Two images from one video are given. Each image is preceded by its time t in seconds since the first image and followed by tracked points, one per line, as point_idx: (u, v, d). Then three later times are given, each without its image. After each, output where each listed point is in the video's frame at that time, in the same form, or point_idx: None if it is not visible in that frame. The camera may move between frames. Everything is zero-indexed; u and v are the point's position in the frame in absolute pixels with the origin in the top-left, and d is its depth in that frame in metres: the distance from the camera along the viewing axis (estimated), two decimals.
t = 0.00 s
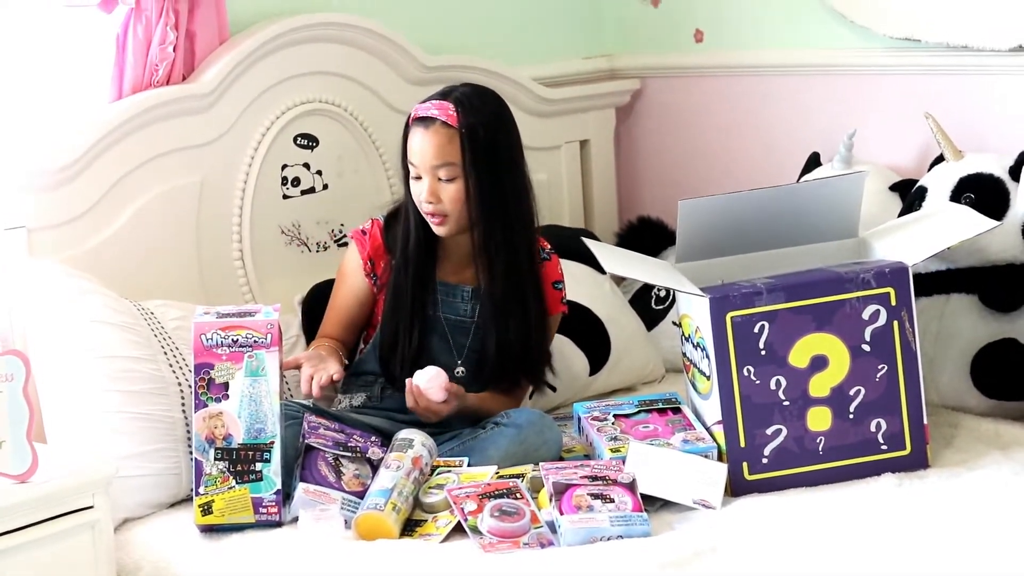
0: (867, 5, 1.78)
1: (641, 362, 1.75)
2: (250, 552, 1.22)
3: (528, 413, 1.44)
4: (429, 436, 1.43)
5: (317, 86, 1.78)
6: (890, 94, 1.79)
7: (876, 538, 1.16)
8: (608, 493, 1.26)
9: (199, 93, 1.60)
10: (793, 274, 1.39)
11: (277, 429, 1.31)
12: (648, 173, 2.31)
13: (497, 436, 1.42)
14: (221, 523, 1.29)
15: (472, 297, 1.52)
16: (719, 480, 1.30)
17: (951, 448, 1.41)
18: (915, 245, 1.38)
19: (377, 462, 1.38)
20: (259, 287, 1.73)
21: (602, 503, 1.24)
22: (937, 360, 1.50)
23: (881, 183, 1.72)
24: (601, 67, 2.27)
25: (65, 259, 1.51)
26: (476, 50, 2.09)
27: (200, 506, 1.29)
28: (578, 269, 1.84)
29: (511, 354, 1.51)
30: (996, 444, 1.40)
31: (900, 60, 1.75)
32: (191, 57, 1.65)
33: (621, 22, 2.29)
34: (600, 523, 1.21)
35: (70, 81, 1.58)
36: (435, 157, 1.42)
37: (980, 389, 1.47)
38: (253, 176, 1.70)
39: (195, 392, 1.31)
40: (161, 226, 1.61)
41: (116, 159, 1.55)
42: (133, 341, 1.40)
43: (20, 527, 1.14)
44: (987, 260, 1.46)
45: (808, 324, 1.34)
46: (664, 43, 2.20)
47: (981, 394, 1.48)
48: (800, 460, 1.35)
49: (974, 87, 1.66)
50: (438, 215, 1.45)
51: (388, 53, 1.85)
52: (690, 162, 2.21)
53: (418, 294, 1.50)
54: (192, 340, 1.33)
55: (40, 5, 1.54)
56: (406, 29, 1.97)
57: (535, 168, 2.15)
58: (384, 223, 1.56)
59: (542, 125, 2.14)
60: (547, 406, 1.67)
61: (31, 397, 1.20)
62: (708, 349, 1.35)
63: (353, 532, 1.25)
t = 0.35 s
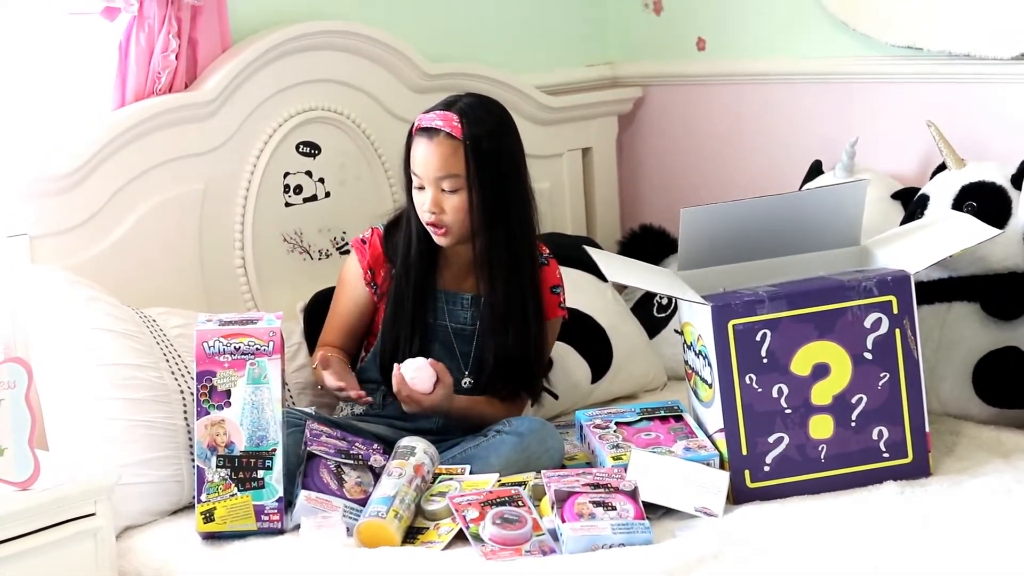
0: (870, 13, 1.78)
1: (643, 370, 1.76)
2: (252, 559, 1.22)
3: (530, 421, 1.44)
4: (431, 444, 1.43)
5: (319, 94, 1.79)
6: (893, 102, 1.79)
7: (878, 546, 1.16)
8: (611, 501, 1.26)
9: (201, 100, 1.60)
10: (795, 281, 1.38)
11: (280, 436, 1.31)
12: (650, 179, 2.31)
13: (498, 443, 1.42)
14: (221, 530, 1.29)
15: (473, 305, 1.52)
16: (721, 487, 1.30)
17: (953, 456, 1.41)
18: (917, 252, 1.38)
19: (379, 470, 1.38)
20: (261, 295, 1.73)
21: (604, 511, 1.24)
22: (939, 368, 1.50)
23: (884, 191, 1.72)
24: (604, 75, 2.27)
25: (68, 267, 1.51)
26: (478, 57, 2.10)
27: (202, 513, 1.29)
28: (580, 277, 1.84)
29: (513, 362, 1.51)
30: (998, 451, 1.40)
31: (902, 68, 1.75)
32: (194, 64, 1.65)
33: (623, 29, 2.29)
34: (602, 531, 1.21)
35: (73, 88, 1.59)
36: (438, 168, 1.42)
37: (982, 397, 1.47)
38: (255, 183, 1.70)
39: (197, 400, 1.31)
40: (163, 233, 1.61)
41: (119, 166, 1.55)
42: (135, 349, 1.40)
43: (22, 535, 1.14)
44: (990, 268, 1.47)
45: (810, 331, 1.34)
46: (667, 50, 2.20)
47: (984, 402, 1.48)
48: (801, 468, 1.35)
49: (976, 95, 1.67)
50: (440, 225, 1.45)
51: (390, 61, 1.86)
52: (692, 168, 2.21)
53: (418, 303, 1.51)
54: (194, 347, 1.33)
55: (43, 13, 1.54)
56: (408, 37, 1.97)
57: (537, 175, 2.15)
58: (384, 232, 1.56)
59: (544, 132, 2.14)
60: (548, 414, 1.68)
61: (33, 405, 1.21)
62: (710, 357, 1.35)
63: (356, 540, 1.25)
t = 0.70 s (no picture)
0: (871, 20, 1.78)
1: (644, 377, 1.75)
2: (253, 566, 1.22)
3: (531, 427, 1.44)
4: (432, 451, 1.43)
5: (320, 100, 1.79)
6: (894, 109, 1.79)
7: (879, 553, 1.16)
8: (612, 507, 1.26)
9: (203, 106, 1.60)
10: (796, 288, 1.39)
11: (280, 443, 1.31)
12: (652, 185, 2.31)
13: (500, 450, 1.42)
14: (223, 537, 1.29)
15: (473, 312, 1.53)
16: (722, 493, 1.30)
17: (954, 463, 1.41)
18: (917, 259, 1.38)
19: (381, 476, 1.37)
20: (263, 301, 1.73)
21: (605, 518, 1.24)
22: (940, 375, 1.50)
23: (885, 198, 1.72)
24: (605, 81, 2.27)
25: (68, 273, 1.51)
26: (479, 62, 2.10)
27: (203, 520, 1.29)
28: (581, 283, 1.84)
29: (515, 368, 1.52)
30: (999, 459, 1.40)
31: (904, 75, 1.75)
32: (195, 71, 1.66)
33: (624, 35, 2.29)
34: (603, 537, 1.21)
35: (75, 95, 1.59)
36: (453, 162, 1.42)
37: (984, 405, 1.47)
38: (256, 189, 1.70)
39: (198, 406, 1.31)
40: (165, 239, 1.61)
41: (120, 172, 1.55)
42: (137, 354, 1.40)
43: (22, 541, 1.14)
44: (991, 276, 1.47)
45: (811, 338, 1.34)
46: (668, 56, 2.20)
47: (985, 409, 1.48)
48: (802, 475, 1.35)
49: (977, 103, 1.67)
50: (450, 221, 1.43)
51: (391, 67, 1.86)
52: (693, 174, 2.21)
53: (418, 313, 1.50)
54: (196, 353, 1.33)
55: (45, 19, 1.55)
56: (410, 43, 1.97)
57: (539, 180, 2.15)
58: (376, 245, 1.55)
59: (545, 136, 2.14)
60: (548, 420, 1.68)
61: (35, 411, 1.21)
62: (711, 364, 1.35)
63: (356, 546, 1.25)
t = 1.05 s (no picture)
0: (871, 30, 1.78)
1: (645, 386, 1.75)
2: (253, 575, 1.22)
3: (531, 435, 1.44)
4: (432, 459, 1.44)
5: (322, 108, 1.79)
6: (894, 119, 1.79)
7: (879, 562, 1.16)
8: (612, 516, 1.26)
9: (204, 115, 1.60)
10: (797, 297, 1.39)
11: (280, 451, 1.31)
12: (652, 192, 2.31)
13: (500, 458, 1.42)
14: (223, 545, 1.29)
15: (468, 314, 1.53)
16: (722, 503, 1.30)
17: (954, 472, 1.41)
18: (918, 268, 1.38)
19: (380, 485, 1.37)
20: (263, 310, 1.73)
21: (605, 527, 1.24)
22: (940, 385, 1.51)
23: (886, 208, 1.72)
24: (606, 90, 2.28)
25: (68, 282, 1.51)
26: (480, 70, 2.10)
27: (203, 528, 1.28)
28: (581, 291, 1.84)
29: (515, 367, 1.53)
30: (999, 468, 1.39)
31: (904, 84, 1.75)
32: (196, 79, 1.66)
33: (624, 42, 2.29)
34: (603, 546, 1.20)
35: (75, 104, 1.59)
36: (456, 164, 1.45)
37: (984, 414, 1.47)
38: (257, 197, 1.71)
39: (198, 415, 1.31)
40: (165, 247, 1.61)
41: (120, 181, 1.55)
42: (137, 363, 1.40)
43: (23, 550, 1.14)
44: (992, 285, 1.47)
45: (811, 347, 1.34)
46: (669, 64, 2.21)
47: (986, 419, 1.48)
48: (803, 484, 1.34)
49: (977, 112, 1.67)
50: (455, 224, 1.44)
51: (392, 76, 1.85)
52: (693, 181, 2.21)
53: (418, 321, 1.49)
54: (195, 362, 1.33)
55: (46, 28, 1.55)
56: (411, 52, 1.97)
57: (539, 187, 2.15)
58: (361, 257, 1.53)
59: (546, 143, 2.14)
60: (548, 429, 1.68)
61: (35, 420, 1.21)
62: (711, 373, 1.35)
63: (357, 556, 1.25)
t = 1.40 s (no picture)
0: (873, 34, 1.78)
1: (647, 390, 1.75)
2: None
3: (532, 438, 1.44)
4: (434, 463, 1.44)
5: (324, 112, 1.79)
6: (896, 123, 1.80)
7: (881, 565, 1.16)
8: (614, 519, 1.26)
9: (206, 119, 1.61)
10: (799, 301, 1.39)
11: (282, 454, 1.31)
12: (654, 195, 2.31)
13: (501, 461, 1.42)
14: (225, 548, 1.29)
15: (462, 317, 1.53)
16: (724, 506, 1.30)
17: (956, 476, 1.41)
18: (921, 272, 1.38)
19: (381, 489, 1.38)
20: (265, 314, 1.73)
21: (607, 530, 1.24)
22: (942, 389, 1.51)
23: (887, 212, 1.72)
24: (607, 94, 2.28)
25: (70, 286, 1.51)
26: (482, 73, 2.10)
27: (205, 531, 1.28)
28: (584, 295, 1.84)
29: (507, 371, 1.52)
30: (1001, 471, 1.39)
31: (906, 88, 1.75)
32: (199, 83, 1.66)
33: (626, 46, 2.30)
34: (605, 549, 1.21)
35: (77, 108, 1.59)
36: (451, 169, 1.45)
37: (986, 417, 1.47)
38: (259, 201, 1.71)
39: (200, 418, 1.31)
40: (166, 250, 1.61)
41: (122, 185, 1.55)
42: (140, 367, 1.40)
43: (25, 553, 1.14)
44: (994, 288, 1.47)
45: (813, 351, 1.34)
46: (671, 67, 2.21)
47: (988, 422, 1.48)
48: (805, 488, 1.34)
49: (978, 117, 1.67)
50: (445, 228, 1.44)
51: (395, 80, 1.86)
52: (695, 184, 2.21)
53: (406, 323, 1.49)
54: (197, 365, 1.33)
55: (48, 32, 1.55)
56: (413, 56, 1.97)
57: (541, 190, 2.16)
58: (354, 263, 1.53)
59: (548, 146, 2.15)
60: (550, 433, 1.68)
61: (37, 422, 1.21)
62: (713, 376, 1.35)
63: (358, 559, 1.25)
